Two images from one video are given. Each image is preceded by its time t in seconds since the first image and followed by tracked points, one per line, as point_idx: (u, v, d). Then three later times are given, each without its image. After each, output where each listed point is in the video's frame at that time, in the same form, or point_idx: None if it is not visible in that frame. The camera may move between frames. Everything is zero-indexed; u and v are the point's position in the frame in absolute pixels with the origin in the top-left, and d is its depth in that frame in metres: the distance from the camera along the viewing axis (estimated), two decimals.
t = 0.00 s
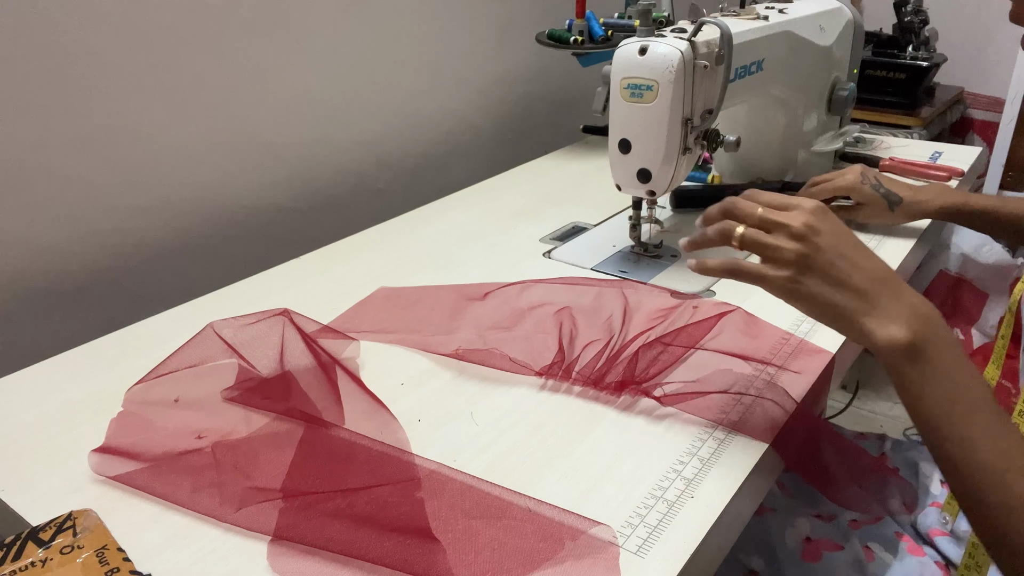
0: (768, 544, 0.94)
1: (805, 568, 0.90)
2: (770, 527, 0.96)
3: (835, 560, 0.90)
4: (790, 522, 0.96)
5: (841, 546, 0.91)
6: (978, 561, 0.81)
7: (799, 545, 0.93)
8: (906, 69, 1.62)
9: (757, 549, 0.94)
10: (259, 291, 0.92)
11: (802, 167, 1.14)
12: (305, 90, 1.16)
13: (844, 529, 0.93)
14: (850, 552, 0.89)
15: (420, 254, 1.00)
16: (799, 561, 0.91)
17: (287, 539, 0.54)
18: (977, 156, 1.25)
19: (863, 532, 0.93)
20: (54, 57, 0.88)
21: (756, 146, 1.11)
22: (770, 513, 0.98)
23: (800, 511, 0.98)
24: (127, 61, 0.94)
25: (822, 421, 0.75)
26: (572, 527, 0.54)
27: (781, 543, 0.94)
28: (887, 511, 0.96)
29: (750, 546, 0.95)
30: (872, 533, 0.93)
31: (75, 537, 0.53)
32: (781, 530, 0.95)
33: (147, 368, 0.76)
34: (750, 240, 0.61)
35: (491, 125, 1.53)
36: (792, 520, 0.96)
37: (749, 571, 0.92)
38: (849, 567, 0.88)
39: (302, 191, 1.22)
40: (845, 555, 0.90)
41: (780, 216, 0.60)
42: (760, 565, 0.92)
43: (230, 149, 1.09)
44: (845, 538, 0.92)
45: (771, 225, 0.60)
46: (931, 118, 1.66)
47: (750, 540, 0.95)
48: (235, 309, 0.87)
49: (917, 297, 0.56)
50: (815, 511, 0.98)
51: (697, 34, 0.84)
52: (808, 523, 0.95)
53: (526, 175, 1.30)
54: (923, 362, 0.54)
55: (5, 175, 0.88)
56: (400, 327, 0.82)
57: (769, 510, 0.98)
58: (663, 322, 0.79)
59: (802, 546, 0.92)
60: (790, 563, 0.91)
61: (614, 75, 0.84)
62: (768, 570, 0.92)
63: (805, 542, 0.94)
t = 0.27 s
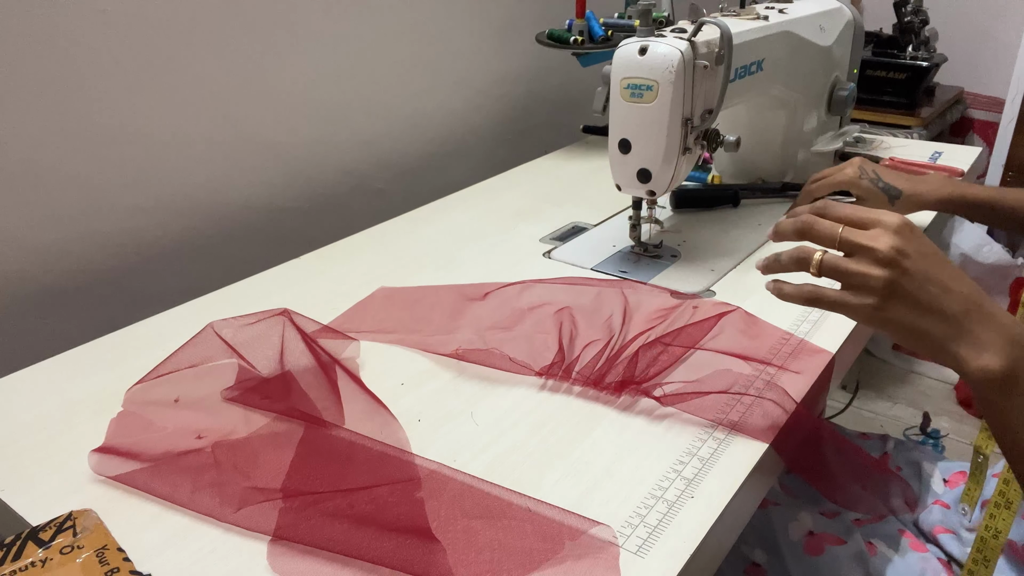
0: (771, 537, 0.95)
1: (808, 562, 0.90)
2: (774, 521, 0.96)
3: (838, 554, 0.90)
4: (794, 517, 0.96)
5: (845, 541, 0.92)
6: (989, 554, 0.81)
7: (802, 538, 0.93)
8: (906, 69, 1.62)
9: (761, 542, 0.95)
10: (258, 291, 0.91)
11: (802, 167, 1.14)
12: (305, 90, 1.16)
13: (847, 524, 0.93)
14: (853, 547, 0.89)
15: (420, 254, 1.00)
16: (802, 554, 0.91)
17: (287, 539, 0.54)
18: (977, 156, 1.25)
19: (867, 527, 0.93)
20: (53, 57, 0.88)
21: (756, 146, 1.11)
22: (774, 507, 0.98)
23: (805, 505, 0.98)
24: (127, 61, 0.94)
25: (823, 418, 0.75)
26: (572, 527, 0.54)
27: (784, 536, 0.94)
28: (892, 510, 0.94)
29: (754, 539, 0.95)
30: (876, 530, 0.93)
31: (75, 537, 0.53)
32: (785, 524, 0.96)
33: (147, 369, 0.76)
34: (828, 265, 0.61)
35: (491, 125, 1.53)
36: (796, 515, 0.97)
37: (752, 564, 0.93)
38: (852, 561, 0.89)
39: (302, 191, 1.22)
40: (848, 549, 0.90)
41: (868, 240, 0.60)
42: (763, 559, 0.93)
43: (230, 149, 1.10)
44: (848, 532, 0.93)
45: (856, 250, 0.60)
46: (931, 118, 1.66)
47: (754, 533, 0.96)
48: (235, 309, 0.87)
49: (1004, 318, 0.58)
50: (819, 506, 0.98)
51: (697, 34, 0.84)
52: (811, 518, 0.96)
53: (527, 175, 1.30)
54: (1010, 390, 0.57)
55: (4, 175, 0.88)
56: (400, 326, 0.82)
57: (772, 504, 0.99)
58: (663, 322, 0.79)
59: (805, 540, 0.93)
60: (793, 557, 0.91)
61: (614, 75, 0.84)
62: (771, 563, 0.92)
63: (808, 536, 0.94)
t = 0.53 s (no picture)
0: (772, 535, 0.95)
1: (808, 560, 0.90)
2: (775, 519, 0.96)
3: (838, 552, 0.89)
4: (795, 515, 0.96)
5: (846, 539, 0.91)
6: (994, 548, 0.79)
7: (803, 536, 0.93)
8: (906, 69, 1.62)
9: (762, 540, 0.95)
10: (258, 291, 0.91)
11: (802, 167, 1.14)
12: (305, 90, 1.16)
13: (848, 523, 0.93)
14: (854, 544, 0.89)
15: (420, 254, 1.00)
16: (802, 552, 0.91)
17: (287, 539, 0.54)
18: (977, 156, 1.25)
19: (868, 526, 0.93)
20: (53, 56, 0.88)
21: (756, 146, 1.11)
22: (775, 505, 0.98)
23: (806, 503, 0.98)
24: (127, 61, 0.94)
25: (823, 417, 0.75)
26: (572, 527, 0.54)
27: (784, 534, 0.94)
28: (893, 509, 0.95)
29: (755, 537, 0.96)
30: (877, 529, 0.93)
31: (75, 537, 0.53)
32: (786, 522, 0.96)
33: (147, 369, 0.76)
34: (884, 283, 0.55)
35: (491, 125, 1.53)
36: (797, 513, 0.97)
37: (753, 562, 0.93)
38: (852, 560, 0.88)
39: (302, 191, 1.22)
40: (849, 547, 0.89)
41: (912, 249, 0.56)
42: (763, 556, 0.94)
43: (230, 149, 1.10)
44: (849, 531, 0.92)
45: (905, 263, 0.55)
46: (931, 118, 1.66)
47: (756, 531, 0.96)
48: (235, 309, 0.87)
49: None
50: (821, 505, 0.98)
51: (697, 34, 0.84)
52: (813, 516, 0.96)
53: (527, 175, 1.30)
54: None
55: (5, 175, 0.88)
56: (400, 327, 0.82)
57: (774, 502, 0.99)
58: (663, 322, 0.79)
59: (805, 538, 0.93)
60: (793, 555, 0.91)
61: (614, 75, 0.85)
62: (773, 560, 0.93)
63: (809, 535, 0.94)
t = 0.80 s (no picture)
0: (771, 539, 0.95)
1: (807, 565, 0.90)
2: (774, 525, 0.96)
3: (836, 557, 0.90)
4: (793, 519, 0.96)
5: (844, 543, 0.92)
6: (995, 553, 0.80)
7: (802, 541, 0.93)
8: (906, 69, 1.62)
9: (761, 545, 0.95)
10: (258, 291, 0.91)
11: (802, 167, 1.14)
12: (305, 90, 1.16)
13: (847, 526, 0.93)
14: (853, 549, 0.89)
15: (420, 253, 1.00)
16: (801, 557, 0.91)
17: (287, 539, 0.54)
18: (977, 156, 1.25)
19: (866, 530, 0.93)
20: (53, 56, 0.88)
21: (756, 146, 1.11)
22: (773, 510, 0.98)
23: (804, 507, 0.98)
24: (127, 61, 0.94)
25: (822, 417, 0.75)
26: (572, 527, 0.54)
27: (783, 538, 0.95)
28: (892, 511, 0.94)
29: (754, 541, 0.96)
30: (876, 532, 0.93)
31: (75, 537, 0.54)
32: (785, 527, 0.96)
33: (147, 369, 0.76)
34: (888, 308, 0.55)
35: (491, 125, 1.53)
36: (796, 518, 0.97)
37: (752, 567, 0.93)
38: (850, 564, 0.89)
39: (302, 191, 1.22)
40: (847, 552, 0.90)
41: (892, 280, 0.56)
42: (762, 561, 0.93)
43: (230, 149, 1.10)
44: (847, 535, 0.92)
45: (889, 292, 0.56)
46: (931, 118, 1.66)
47: (754, 535, 0.96)
48: (235, 309, 0.87)
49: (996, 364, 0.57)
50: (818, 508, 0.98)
51: (697, 34, 0.84)
52: (811, 520, 0.96)
53: (526, 175, 1.30)
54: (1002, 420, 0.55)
55: (5, 175, 0.88)
56: (400, 327, 0.82)
57: (772, 506, 0.99)
58: (664, 322, 0.79)
59: (805, 543, 0.93)
60: (792, 560, 0.91)
61: (614, 75, 0.84)
62: (772, 565, 0.93)
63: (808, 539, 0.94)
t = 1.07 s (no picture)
0: (771, 541, 0.95)
1: (807, 566, 0.90)
2: (774, 526, 0.96)
3: (836, 558, 0.90)
4: (793, 521, 0.96)
5: (844, 545, 0.92)
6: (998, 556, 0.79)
7: (801, 543, 0.94)
8: (906, 69, 1.62)
9: (761, 547, 0.95)
10: (258, 291, 0.91)
11: (802, 168, 1.14)
12: (304, 90, 1.16)
13: (846, 527, 0.94)
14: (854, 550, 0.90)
15: (420, 254, 1.00)
16: (801, 558, 0.91)
17: (287, 540, 0.54)
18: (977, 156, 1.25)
19: (866, 531, 0.93)
20: (54, 56, 0.88)
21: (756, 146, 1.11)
22: (772, 511, 0.99)
23: (802, 509, 0.99)
24: (127, 61, 0.94)
25: (822, 417, 0.76)
26: (572, 527, 0.54)
27: (783, 540, 0.95)
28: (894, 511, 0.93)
29: (753, 543, 0.95)
30: (875, 533, 0.94)
31: (75, 537, 0.54)
32: (785, 529, 0.96)
33: (147, 369, 0.76)
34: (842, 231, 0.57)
35: (491, 125, 1.53)
36: (795, 519, 0.97)
37: (752, 568, 0.92)
38: (850, 565, 0.89)
39: (302, 191, 1.22)
40: (847, 553, 0.91)
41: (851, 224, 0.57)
42: (762, 563, 0.93)
43: (230, 149, 1.10)
44: (847, 536, 0.93)
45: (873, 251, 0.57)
46: (931, 118, 1.66)
47: (753, 537, 0.95)
48: (235, 309, 0.87)
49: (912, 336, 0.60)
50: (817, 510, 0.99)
51: (697, 34, 0.84)
52: (810, 521, 0.96)
53: (526, 175, 1.30)
54: (927, 364, 0.58)
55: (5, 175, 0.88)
56: (400, 326, 0.82)
57: (771, 508, 0.99)
58: (664, 322, 0.79)
59: (804, 544, 0.93)
60: (792, 561, 0.91)
61: (614, 75, 0.85)
62: (771, 567, 0.92)
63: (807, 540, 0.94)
